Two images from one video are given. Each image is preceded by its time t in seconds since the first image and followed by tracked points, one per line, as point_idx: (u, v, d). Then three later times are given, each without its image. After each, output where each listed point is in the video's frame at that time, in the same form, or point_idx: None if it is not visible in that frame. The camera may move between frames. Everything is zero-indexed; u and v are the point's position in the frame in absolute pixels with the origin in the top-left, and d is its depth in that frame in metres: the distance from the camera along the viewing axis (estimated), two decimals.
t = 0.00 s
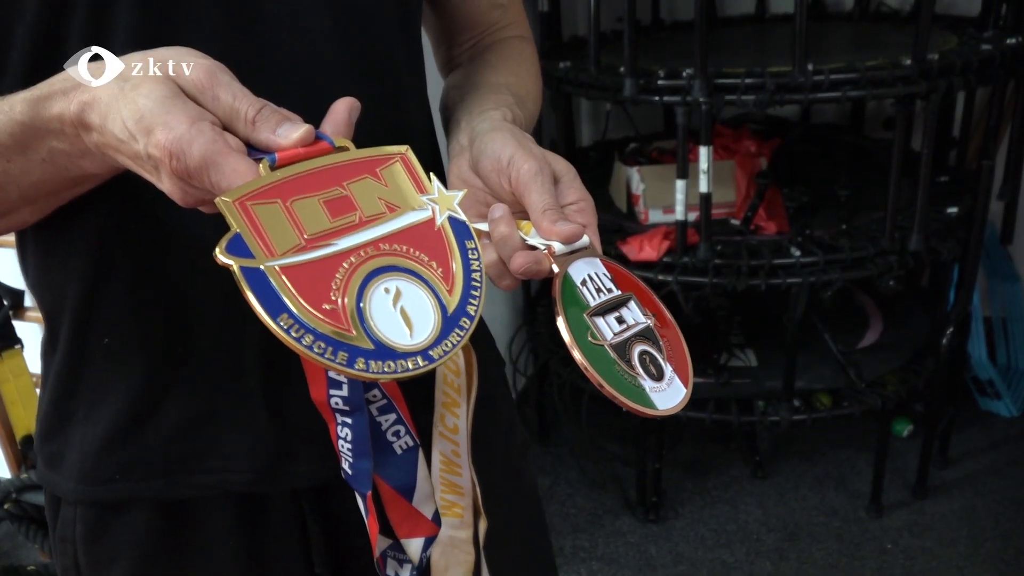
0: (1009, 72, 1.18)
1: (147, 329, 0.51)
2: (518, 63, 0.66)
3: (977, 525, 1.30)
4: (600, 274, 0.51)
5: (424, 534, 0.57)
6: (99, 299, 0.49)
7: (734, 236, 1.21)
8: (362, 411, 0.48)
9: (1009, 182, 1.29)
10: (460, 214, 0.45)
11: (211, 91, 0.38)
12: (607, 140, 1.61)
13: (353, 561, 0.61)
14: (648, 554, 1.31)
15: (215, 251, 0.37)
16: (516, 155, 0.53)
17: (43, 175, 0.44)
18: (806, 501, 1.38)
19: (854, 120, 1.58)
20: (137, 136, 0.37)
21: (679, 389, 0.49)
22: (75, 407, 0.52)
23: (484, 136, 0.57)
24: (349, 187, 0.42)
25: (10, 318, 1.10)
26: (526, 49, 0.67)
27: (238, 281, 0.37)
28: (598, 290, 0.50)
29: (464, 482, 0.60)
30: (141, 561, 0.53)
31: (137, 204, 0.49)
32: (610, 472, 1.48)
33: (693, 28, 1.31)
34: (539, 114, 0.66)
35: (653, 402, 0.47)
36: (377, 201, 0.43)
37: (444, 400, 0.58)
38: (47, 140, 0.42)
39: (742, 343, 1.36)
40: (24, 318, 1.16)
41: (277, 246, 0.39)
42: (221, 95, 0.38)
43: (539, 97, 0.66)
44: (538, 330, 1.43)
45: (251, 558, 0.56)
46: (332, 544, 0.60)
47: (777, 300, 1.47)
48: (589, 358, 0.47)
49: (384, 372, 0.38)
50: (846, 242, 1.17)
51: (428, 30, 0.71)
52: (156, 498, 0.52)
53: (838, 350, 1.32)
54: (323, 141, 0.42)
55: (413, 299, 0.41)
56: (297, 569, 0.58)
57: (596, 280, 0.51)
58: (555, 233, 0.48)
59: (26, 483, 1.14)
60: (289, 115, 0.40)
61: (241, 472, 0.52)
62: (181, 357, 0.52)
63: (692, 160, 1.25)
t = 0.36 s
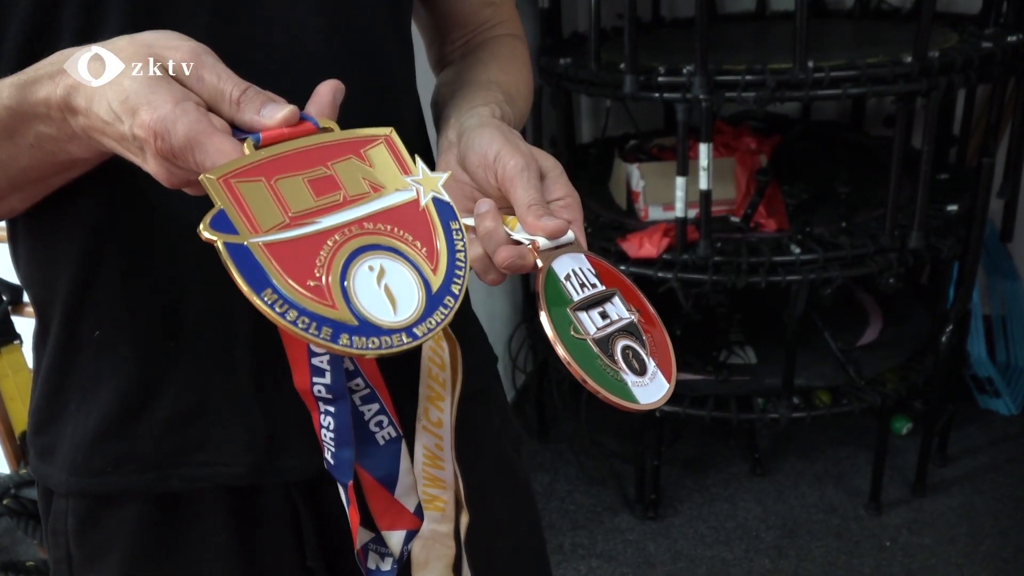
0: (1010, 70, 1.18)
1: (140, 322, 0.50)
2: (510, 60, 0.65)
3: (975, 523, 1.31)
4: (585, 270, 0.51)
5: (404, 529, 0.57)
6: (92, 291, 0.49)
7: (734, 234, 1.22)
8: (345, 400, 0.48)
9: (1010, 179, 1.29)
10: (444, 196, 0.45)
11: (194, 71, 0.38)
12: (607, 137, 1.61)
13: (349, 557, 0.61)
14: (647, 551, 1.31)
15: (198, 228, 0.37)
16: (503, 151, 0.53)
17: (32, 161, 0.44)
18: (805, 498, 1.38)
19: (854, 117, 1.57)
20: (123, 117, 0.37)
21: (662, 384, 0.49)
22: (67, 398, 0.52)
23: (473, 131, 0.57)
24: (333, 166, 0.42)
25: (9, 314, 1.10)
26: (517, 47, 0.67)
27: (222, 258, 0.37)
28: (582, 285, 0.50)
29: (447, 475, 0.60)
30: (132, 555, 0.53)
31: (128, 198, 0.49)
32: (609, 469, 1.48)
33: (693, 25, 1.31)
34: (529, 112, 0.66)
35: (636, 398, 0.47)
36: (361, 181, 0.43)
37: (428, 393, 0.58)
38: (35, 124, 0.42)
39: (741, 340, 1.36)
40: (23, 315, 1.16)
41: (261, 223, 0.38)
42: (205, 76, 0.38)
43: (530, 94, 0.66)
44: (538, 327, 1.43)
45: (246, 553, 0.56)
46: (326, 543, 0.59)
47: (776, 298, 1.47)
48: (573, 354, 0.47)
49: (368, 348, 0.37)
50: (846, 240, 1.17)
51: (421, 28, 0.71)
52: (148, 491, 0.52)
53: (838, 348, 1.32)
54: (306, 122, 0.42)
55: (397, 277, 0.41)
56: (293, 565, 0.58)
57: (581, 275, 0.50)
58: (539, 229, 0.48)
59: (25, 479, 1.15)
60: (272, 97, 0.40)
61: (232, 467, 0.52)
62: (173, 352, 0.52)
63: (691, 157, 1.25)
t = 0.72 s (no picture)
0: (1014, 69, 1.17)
1: (149, 316, 0.50)
2: (516, 56, 0.65)
3: (979, 522, 1.30)
4: (591, 263, 0.51)
5: (415, 516, 0.56)
6: (101, 286, 0.49)
7: (737, 232, 1.21)
8: (354, 388, 0.48)
9: (1013, 178, 1.28)
10: (449, 178, 0.45)
11: (199, 61, 0.38)
12: (609, 136, 1.61)
13: (355, 554, 0.61)
14: (649, 550, 1.31)
15: (207, 213, 0.37)
16: (509, 145, 0.53)
17: (42, 155, 0.44)
18: (809, 498, 1.38)
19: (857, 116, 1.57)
20: (129, 107, 0.37)
21: (668, 376, 0.49)
22: (77, 394, 0.52)
23: (479, 126, 0.57)
24: (338, 152, 0.42)
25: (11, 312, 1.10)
26: (523, 43, 0.67)
27: (231, 242, 0.37)
28: (588, 279, 0.50)
29: (461, 468, 0.59)
30: (142, 547, 0.53)
31: (134, 194, 0.49)
32: (611, 469, 1.48)
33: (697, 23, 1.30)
34: (535, 107, 0.66)
35: (642, 390, 0.47)
36: (366, 166, 0.43)
37: (439, 387, 0.57)
38: (44, 118, 0.42)
39: (744, 339, 1.36)
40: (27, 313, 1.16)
41: (268, 208, 0.38)
42: (210, 65, 0.38)
43: (536, 91, 0.66)
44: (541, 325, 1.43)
45: (254, 550, 0.56)
46: (331, 538, 0.59)
47: (779, 296, 1.47)
48: (580, 346, 0.47)
49: (376, 329, 0.37)
50: (848, 239, 1.17)
51: (427, 25, 0.71)
52: (157, 485, 0.52)
53: (841, 346, 1.32)
54: (311, 109, 0.42)
55: (404, 259, 0.41)
56: (300, 562, 0.58)
57: (587, 268, 0.51)
58: (545, 223, 0.47)
59: (28, 478, 1.15)
60: (277, 85, 0.40)
61: (238, 460, 0.52)
62: (180, 345, 0.51)
63: (694, 156, 1.25)
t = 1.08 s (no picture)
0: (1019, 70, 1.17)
1: (163, 315, 0.50)
2: (524, 58, 0.65)
3: (984, 524, 1.30)
4: (601, 263, 0.51)
5: (425, 517, 0.56)
6: (117, 283, 0.49)
7: (740, 233, 1.21)
8: (366, 393, 0.48)
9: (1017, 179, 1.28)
10: (461, 201, 0.45)
11: (219, 76, 0.38)
12: (613, 137, 1.61)
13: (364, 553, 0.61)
14: (653, 552, 1.31)
15: (220, 228, 0.37)
16: (520, 147, 0.53)
17: (62, 161, 0.44)
18: (812, 499, 1.38)
19: (861, 117, 1.57)
20: (149, 119, 0.37)
21: (677, 375, 0.49)
22: (91, 390, 0.52)
23: (489, 128, 0.57)
24: (352, 170, 0.42)
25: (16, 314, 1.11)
26: (532, 45, 0.67)
27: (243, 257, 0.37)
28: (599, 278, 0.50)
29: (471, 464, 0.59)
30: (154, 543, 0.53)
31: (148, 196, 0.49)
32: (615, 470, 1.48)
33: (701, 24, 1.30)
34: (544, 108, 0.66)
35: (651, 388, 0.47)
36: (379, 184, 0.43)
37: (450, 384, 0.57)
38: (64, 126, 0.42)
39: (748, 340, 1.35)
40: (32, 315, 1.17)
41: (281, 224, 0.38)
42: (229, 81, 0.38)
43: (544, 93, 0.66)
44: (545, 326, 1.43)
45: (264, 550, 0.56)
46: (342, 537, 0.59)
47: (783, 297, 1.47)
48: (590, 345, 0.47)
49: (384, 349, 0.37)
50: (853, 240, 1.17)
51: (436, 27, 0.71)
52: (170, 482, 0.52)
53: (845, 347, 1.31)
54: (327, 126, 0.42)
55: (413, 279, 0.41)
56: (310, 562, 0.58)
57: (597, 268, 0.50)
58: (556, 223, 0.48)
59: (32, 479, 1.16)
60: (294, 102, 0.40)
61: (251, 457, 0.52)
62: (194, 344, 0.51)
63: (697, 157, 1.25)
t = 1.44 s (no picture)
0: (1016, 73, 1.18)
1: (166, 316, 0.51)
2: (526, 57, 0.65)
3: (983, 526, 1.30)
4: (599, 252, 0.51)
5: (428, 513, 0.56)
6: (121, 284, 0.49)
7: (739, 235, 1.21)
8: (368, 384, 0.48)
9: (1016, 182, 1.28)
10: (458, 177, 0.45)
11: (213, 63, 0.38)
12: (613, 138, 1.62)
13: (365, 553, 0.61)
14: (653, 553, 1.31)
15: (214, 209, 0.37)
16: (517, 139, 0.53)
17: (60, 157, 0.44)
18: (811, 501, 1.38)
19: (861, 119, 1.57)
20: (143, 108, 0.37)
21: (678, 363, 0.49)
22: (94, 390, 0.52)
23: (488, 122, 0.57)
24: (346, 151, 0.42)
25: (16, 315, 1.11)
26: (533, 45, 0.67)
27: (239, 237, 0.37)
28: (597, 267, 0.50)
29: (470, 462, 0.59)
30: (155, 543, 0.53)
31: (150, 196, 0.49)
32: (615, 471, 1.48)
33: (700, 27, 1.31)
34: (544, 106, 0.66)
35: (651, 373, 0.47)
36: (375, 163, 0.43)
37: (449, 381, 0.57)
38: (62, 120, 0.42)
39: (748, 342, 1.36)
40: (32, 315, 1.17)
41: (276, 204, 0.38)
42: (222, 67, 0.38)
43: (546, 92, 0.66)
44: (544, 327, 1.43)
45: (266, 549, 0.56)
46: (343, 537, 0.59)
47: (783, 299, 1.47)
48: (589, 334, 0.47)
49: (384, 323, 0.37)
50: (852, 242, 1.17)
51: (438, 28, 0.71)
52: (171, 481, 0.52)
53: (844, 349, 1.32)
54: (320, 108, 0.42)
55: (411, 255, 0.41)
56: (311, 562, 0.58)
57: (595, 257, 0.50)
58: (553, 213, 0.48)
59: (32, 480, 1.16)
60: (287, 86, 0.40)
61: (253, 457, 0.53)
62: (196, 345, 0.52)
63: (696, 159, 1.25)
